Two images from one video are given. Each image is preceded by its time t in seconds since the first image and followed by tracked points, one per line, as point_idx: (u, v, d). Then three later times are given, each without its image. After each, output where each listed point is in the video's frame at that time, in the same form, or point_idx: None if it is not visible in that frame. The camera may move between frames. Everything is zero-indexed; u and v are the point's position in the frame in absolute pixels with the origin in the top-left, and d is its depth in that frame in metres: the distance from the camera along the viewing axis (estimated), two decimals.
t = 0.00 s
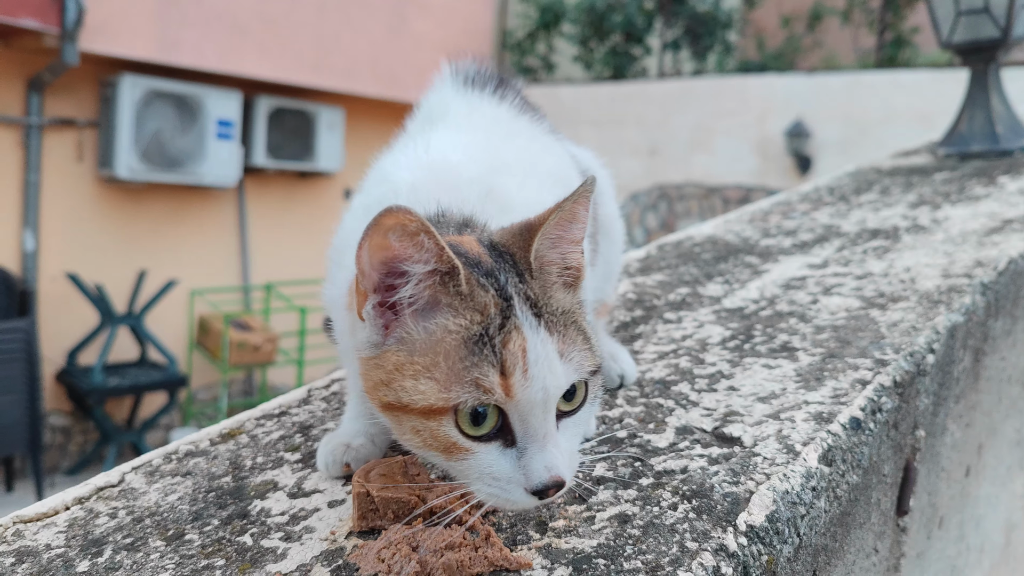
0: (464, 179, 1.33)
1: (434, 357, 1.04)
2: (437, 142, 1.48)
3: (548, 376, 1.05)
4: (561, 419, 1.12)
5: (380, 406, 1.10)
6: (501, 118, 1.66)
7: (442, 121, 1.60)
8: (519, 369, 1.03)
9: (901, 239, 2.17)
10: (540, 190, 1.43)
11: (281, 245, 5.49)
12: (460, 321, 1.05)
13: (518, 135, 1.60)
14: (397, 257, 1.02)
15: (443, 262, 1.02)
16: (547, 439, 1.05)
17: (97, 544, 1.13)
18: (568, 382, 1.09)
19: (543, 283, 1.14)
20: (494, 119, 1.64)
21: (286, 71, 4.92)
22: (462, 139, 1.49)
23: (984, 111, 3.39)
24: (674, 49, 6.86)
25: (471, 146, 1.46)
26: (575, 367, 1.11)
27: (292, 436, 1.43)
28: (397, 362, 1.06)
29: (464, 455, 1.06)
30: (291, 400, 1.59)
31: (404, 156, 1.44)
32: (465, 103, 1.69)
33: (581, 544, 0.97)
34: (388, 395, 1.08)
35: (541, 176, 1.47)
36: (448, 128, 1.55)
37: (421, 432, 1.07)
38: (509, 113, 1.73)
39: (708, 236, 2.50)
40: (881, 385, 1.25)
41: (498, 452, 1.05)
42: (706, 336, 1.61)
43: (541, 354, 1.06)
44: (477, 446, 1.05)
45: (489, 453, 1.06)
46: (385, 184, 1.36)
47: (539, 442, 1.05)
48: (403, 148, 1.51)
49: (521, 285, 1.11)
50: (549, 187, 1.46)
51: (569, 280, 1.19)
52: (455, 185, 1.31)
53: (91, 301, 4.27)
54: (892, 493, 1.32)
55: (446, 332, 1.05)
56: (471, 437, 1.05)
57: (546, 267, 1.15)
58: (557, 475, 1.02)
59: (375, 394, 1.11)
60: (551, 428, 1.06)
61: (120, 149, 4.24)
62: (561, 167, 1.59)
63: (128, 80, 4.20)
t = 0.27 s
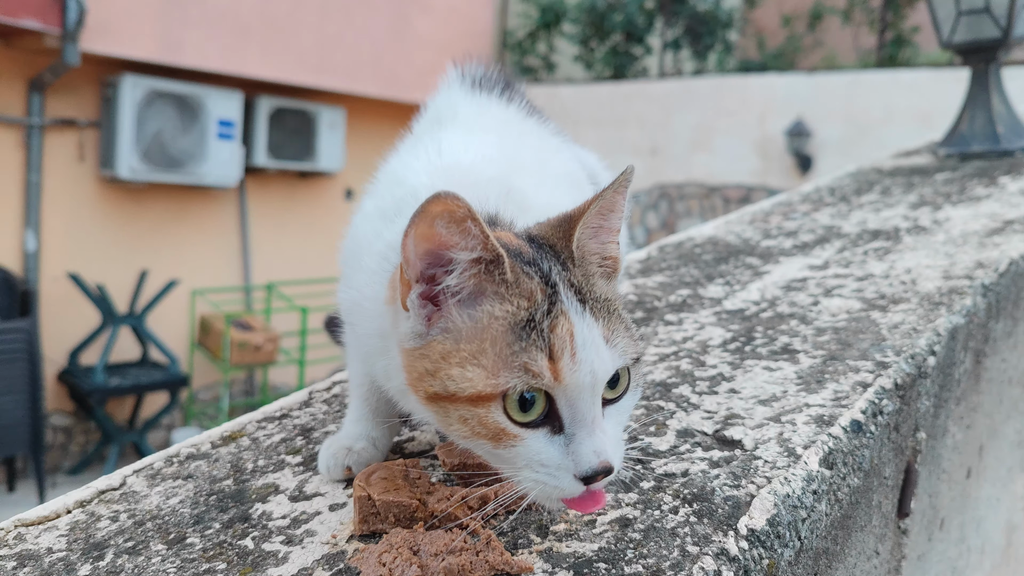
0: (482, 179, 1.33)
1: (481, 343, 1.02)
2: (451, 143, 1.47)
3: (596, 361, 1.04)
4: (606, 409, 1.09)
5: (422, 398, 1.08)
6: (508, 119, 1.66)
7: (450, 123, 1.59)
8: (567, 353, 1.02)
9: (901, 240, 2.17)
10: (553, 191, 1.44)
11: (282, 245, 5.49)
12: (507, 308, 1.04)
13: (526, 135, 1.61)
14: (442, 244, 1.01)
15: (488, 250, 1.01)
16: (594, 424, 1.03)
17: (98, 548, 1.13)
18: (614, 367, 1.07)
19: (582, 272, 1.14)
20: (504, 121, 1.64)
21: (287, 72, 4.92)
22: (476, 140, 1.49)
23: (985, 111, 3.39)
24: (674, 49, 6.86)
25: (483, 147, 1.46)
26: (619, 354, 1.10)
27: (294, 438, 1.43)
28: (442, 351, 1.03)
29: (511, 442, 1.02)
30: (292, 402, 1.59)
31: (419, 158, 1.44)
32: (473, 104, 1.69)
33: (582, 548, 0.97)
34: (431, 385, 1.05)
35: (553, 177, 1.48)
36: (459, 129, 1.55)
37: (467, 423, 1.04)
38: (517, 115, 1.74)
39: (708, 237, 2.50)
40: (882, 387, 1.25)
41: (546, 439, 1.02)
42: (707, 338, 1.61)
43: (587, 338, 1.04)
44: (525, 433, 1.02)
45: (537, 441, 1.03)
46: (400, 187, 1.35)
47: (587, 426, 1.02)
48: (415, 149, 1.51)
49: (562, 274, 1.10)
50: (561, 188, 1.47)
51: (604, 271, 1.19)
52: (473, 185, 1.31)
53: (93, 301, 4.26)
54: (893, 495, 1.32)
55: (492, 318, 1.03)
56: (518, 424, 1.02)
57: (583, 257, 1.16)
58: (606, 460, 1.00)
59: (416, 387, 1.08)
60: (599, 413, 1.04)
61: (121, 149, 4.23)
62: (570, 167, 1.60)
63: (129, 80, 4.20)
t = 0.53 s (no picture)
0: (490, 171, 1.34)
1: (485, 331, 1.02)
2: (457, 137, 1.48)
3: (600, 348, 1.04)
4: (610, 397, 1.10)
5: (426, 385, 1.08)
6: (511, 114, 1.66)
7: (454, 118, 1.60)
8: (571, 339, 1.02)
9: (901, 236, 2.17)
10: (559, 183, 1.45)
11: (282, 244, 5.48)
12: (511, 296, 1.04)
13: (530, 130, 1.61)
14: (447, 234, 1.02)
15: (493, 240, 1.02)
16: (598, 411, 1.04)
17: (100, 541, 1.14)
18: (618, 354, 1.08)
19: (588, 259, 1.14)
20: (508, 116, 1.65)
21: (287, 71, 4.92)
22: (483, 134, 1.49)
23: (985, 108, 3.39)
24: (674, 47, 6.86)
25: (489, 140, 1.47)
26: (623, 342, 1.10)
27: (294, 433, 1.43)
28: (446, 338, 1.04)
29: (516, 429, 1.03)
30: (292, 397, 1.60)
31: (426, 152, 1.44)
32: (477, 100, 1.70)
33: (581, 539, 0.97)
34: (436, 374, 1.06)
35: (558, 170, 1.49)
36: (465, 123, 1.55)
37: (471, 410, 1.04)
38: (520, 111, 1.75)
39: (708, 233, 2.50)
40: (881, 381, 1.26)
41: (550, 426, 1.03)
42: (707, 333, 1.62)
43: (592, 325, 1.05)
44: (530, 420, 1.02)
45: (542, 428, 1.03)
46: (408, 181, 1.35)
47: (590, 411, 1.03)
48: (422, 142, 1.51)
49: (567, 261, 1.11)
50: (567, 181, 1.48)
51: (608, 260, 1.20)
52: (481, 177, 1.31)
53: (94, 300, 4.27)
54: (892, 489, 1.32)
55: (497, 307, 1.03)
56: (523, 411, 1.02)
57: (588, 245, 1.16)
58: (611, 446, 1.01)
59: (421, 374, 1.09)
60: (602, 399, 1.05)
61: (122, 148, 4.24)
62: (574, 160, 1.61)
63: (130, 79, 4.20)
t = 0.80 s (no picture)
0: (490, 171, 1.34)
1: (482, 334, 1.02)
2: (457, 137, 1.49)
3: (598, 349, 1.05)
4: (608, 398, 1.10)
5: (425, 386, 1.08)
6: (511, 115, 1.67)
7: (454, 118, 1.60)
8: (570, 341, 1.02)
9: (900, 235, 2.17)
10: (559, 183, 1.45)
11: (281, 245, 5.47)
12: (508, 297, 1.04)
13: (529, 130, 1.62)
14: (445, 236, 1.02)
15: (491, 242, 1.02)
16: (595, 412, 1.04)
17: (100, 541, 1.14)
18: (616, 355, 1.08)
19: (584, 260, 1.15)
20: (509, 117, 1.66)
21: (287, 71, 4.92)
22: (483, 135, 1.50)
23: (985, 107, 3.39)
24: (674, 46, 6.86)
25: (488, 141, 1.47)
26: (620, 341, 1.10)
27: (294, 433, 1.44)
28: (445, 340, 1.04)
29: (514, 430, 1.03)
30: (292, 397, 1.60)
31: (426, 152, 1.45)
32: (478, 101, 1.71)
33: (580, 540, 0.98)
34: (434, 376, 1.06)
35: (558, 171, 1.50)
36: (465, 124, 1.56)
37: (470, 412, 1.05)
38: (521, 112, 1.75)
39: (708, 233, 2.50)
40: (879, 380, 1.26)
41: (548, 427, 1.03)
42: (706, 332, 1.62)
43: (589, 326, 1.05)
44: (528, 421, 1.02)
45: (540, 429, 1.04)
46: (408, 181, 1.36)
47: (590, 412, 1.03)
48: (422, 143, 1.52)
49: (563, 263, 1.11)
50: (566, 181, 1.49)
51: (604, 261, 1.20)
52: (480, 178, 1.32)
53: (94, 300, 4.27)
54: (890, 488, 1.32)
55: (494, 308, 1.04)
56: (522, 412, 1.02)
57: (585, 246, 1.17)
58: (610, 447, 1.01)
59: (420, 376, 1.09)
60: (600, 400, 1.05)
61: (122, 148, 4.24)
62: (573, 160, 1.61)
63: (130, 79, 4.20)
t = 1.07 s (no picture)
0: (493, 168, 1.34)
1: (453, 345, 1.02)
2: (461, 134, 1.48)
3: (569, 371, 1.03)
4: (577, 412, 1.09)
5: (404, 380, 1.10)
6: (515, 112, 1.67)
7: (458, 116, 1.60)
8: (541, 363, 1.01)
9: (900, 232, 2.17)
10: (563, 178, 1.45)
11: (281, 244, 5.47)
12: (485, 311, 1.02)
13: (532, 127, 1.62)
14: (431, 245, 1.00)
15: (477, 253, 1.00)
16: (557, 430, 1.03)
17: (101, 536, 1.14)
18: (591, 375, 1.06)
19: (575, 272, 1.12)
20: (513, 113, 1.66)
21: (288, 69, 4.92)
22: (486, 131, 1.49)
23: (985, 104, 3.39)
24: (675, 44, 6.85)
25: (491, 136, 1.47)
26: (595, 361, 1.08)
27: (294, 429, 1.44)
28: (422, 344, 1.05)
29: (479, 435, 1.05)
30: (292, 394, 1.60)
31: (429, 149, 1.45)
32: (482, 98, 1.71)
33: (579, 534, 0.98)
34: (407, 371, 1.07)
35: (562, 167, 1.49)
36: (469, 120, 1.56)
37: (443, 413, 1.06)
38: (525, 109, 1.75)
39: (708, 230, 2.50)
40: (878, 376, 1.26)
41: (512, 437, 1.04)
42: (705, 328, 1.62)
43: (563, 347, 1.03)
44: (493, 429, 1.04)
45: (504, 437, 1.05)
46: (411, 178, 1.36)
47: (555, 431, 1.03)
48: (426, 140, 1.52)
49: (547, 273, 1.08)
50: (571, 176, 1.48)
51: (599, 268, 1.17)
52: (482, 174, 1.32)
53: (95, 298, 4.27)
54: (890, 484, 1.33)
55: (468, 319, 1.03)
56: (488, 420, 1.04)
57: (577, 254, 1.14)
58: (567, 465, 1.01)
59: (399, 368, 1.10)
60: (567, 420, 1.05)
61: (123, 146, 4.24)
62: (574, 156, 1.61)
63: (131, 77, 4.20)
